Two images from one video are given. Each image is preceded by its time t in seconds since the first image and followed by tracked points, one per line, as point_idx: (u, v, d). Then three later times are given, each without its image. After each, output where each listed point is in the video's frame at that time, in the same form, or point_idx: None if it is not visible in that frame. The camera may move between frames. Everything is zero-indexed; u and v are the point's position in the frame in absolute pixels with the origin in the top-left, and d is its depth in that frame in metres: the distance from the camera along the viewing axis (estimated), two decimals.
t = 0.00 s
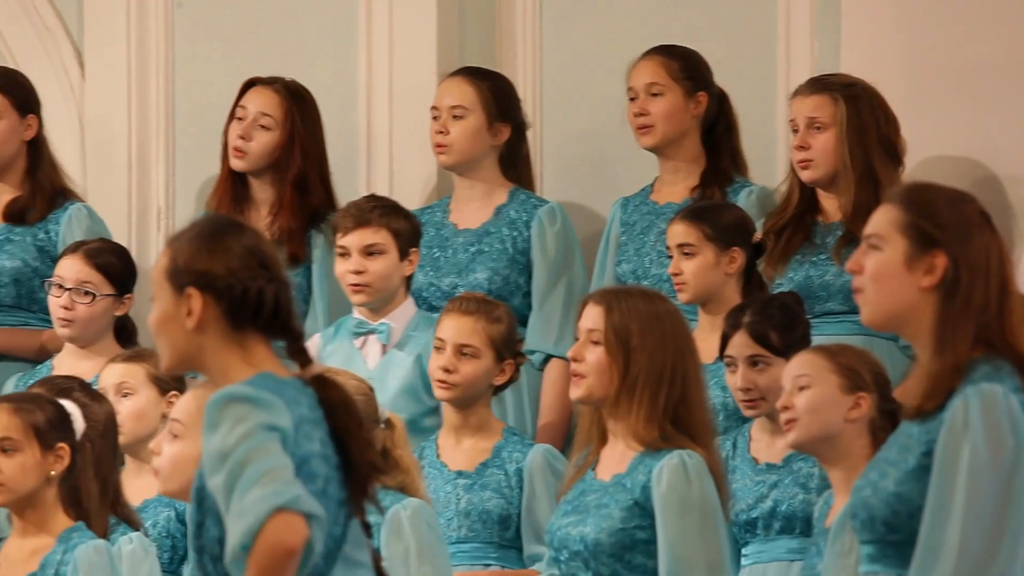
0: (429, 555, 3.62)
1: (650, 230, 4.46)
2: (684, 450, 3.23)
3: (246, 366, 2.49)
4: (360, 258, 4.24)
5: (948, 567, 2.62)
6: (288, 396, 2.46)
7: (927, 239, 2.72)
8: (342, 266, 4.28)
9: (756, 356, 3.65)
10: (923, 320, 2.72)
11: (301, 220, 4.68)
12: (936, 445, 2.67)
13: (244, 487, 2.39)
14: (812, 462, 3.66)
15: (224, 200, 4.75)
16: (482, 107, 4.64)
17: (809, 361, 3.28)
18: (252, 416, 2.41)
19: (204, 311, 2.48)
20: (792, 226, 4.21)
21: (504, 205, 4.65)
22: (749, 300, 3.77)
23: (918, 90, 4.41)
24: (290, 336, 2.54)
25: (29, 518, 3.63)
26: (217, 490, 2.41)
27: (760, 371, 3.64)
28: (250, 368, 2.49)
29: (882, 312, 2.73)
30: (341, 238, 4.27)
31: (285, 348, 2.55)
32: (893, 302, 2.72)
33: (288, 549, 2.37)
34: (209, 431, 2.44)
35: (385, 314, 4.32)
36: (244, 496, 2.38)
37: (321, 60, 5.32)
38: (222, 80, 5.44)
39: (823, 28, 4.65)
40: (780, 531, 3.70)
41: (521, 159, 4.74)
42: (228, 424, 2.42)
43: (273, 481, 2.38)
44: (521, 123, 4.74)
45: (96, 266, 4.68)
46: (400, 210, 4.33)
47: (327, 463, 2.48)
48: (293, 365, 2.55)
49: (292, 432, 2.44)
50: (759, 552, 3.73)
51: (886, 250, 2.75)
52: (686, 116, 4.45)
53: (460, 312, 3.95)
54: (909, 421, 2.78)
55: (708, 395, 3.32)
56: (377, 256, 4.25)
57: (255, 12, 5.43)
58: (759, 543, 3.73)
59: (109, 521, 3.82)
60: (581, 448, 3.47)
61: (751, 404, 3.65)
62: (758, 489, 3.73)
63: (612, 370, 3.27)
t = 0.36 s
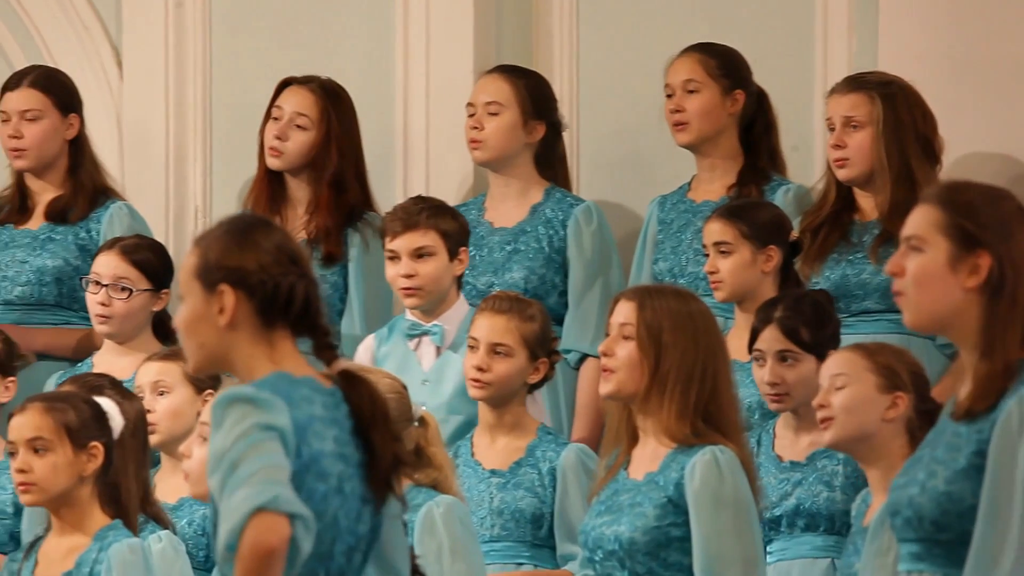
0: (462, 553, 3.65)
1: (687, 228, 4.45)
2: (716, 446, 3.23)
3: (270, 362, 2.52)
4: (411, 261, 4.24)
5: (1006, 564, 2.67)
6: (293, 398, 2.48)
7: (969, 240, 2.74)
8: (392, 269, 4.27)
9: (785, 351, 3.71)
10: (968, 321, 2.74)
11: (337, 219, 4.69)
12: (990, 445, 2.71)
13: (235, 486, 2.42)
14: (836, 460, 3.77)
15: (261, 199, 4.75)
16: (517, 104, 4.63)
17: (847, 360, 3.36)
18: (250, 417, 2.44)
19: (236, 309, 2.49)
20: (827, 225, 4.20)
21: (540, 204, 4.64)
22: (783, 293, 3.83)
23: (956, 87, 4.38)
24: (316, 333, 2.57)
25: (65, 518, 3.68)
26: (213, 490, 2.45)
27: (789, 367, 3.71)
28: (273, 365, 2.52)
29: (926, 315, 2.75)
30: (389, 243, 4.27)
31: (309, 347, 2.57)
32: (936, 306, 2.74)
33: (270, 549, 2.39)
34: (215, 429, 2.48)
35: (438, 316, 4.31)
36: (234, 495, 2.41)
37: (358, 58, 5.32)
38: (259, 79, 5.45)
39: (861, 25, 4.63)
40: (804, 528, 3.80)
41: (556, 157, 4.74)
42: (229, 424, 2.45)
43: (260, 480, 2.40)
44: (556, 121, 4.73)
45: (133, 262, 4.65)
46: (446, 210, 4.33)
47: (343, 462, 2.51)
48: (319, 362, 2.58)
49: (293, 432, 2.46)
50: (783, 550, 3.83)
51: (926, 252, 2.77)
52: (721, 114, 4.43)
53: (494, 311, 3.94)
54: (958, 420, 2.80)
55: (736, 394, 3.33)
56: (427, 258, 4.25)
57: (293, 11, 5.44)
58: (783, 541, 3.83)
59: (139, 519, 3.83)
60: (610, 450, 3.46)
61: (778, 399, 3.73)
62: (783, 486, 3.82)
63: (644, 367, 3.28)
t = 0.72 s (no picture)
0: (494, 550, 3.63)
1: (720, 227, 4.44)
2: (744, 443, 3.22)
3: (294, 362, 2.53)
4: (448, 264, 4.24)
5: None
6: (317, 396, 2.49)
7: (1015, 229, 2.80)
8: (431, 272, 4.28)
9: (809, 349, 3.75)
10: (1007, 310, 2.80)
11: (367, 217, 4.69)
12: None
13: (261, 485, 2.42)
14: (859, 458, 3.81)
15: (291, 199, 4.75)
16: (546, 102, 4.63)
17: (881, 359, 3.36)
18: (274, 415, 2.45)
19: (252, 310, 2.50)
20: (860, 224, 4.18)
21: (569, 202, 4.63)
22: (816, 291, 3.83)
23: (991, 85, 4.37)
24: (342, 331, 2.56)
25: (97, 516, 3.70)
26: (240, 488, 2.46)
27: (814, 365, 3.75)
28: (297, 364, 2.53)
29: (968, 302, 2.80)
30: (428, 245, 4.28)
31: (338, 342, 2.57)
32: (977, 293, 2.80)
33: (296, 545, 2.39)
34: (240, 428, 2.48)
35: (479, 318, 4.30)
36: (260, 493, 2.42)
37: (391, 57, 5.32)
38: (291, 77, 5.46)
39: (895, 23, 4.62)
40: (825, 527, 3.84)
41: (585, 156, 4.74)
42: (254, 422, 2.46)
43: (285, 477, 2.41)
44: (586, 119, 4.72)
45: (166, 261, 4.65)
46: (483, 211, 4.33)
47: (367, 459, 2.52)
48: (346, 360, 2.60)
49: (318, 430, 2.47)
50: (805, 548, 3.87)
51: (971, 238, 2.82)
52: (751, 113, 4.42)
53: (525, 309, 3.94)
54: (997, 412, 2.83)
55: (765, 391, 3.32)
56: (464, 260, 4.25)
57: (327, 10, 5.44)
58: (804, 539, 3.87)
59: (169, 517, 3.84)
60: (639, 450, 3.49)
61: (803, 398, 3.76)
62: (805, 484, 3.86)
63: (668, 365, 3.28)
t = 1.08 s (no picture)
0: (528, 548, 3.64)
1: (753, 225, 4.43)
2: (771, 440, 3.22)
3: (321, 362, 2.52)
4: (481, 265, 4.24)
5: None
6: (343, 394, 2.49)
7: None
8: (465, 273, 4.28)
9: (844, 349, 3.73)
10: None
11: (396, 214, 4.69)
12: None
13: (285, 482, 2.43)
14: (887, 458, 3.79)
15: (321, 197, 4.75)
16: (575, 99, 4.62)
17: (919, 357, 3.34)
18: (300, 412, 2.45)
19: (277, 311, 2.50)
20: (895, 222, 4.17)
21: (598, 199, 4.63)
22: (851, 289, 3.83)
23: None
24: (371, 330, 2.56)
25: (129, 512, 3.72)
26: (266, 485, 2.47)
27: (847, 365, 3.73)
28: (325, 364, 2.52)
29: (1011, 297, 2.80)
30: (462, 247, 4.29)
31: (366, 342, 2.57)
32: (1021, 288, 2.79)
33: (318, 542, 2.39)
34: (268, 426, 2.49)
35: (517, 317, 4.30)
36: (284, 489, 2.43)
37: (424, 56, 5.32)
38: (324, 75, 5.48)
39: (931, 21, 4.64)
40: (852, 526, 3.83)
41: (615, 153, 4.73)
42: (280, 420, 2.47)
43: (308, 474, 2.41)
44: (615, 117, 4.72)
45: (204, 260, 4.63)
46: (517, 210, 4.32)
47: (393, 458, 2.53)
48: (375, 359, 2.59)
49: (344, 428, 2.47)
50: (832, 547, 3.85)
51: (1016, 232, 2.81)
52: (783, 112, 4.40)
53: (557, 307, 3.93)
54: None
55: (791, 386, 3.32)
56: (497, 261, 4.25)
57: (361, 9, 5.44)
58: (831, 539, 3.85)
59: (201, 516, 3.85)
60: (670, 448, 3.50)
61: (836, 397, 3.74)
62: (834, 483, 3.85)
63: (692, 365, 3.28)
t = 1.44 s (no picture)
0: (561, 548, 3.61)
1: (782, 223, 4.41)
2: (797, 439, 3.21)
3: (349, 360, 2.52)
4: (517, 261, 4.24)
5: None
6: (376, 394, 2.50)
7: None
8: (500, 269, 4.28)
9: (874, 349, 3.71)
10: None
11: (425, 213, 4.69)
12: None
13: (321, 482, 2.42)
14: (917, 457, 3.78)
15: (350, 194, 4.75)
16: (602, 99, 4.61)
17: (949, 356, 3.45)
18: (335, 412, 2.45)
19: (308, 307, 2.50)
20: (929, 220, 4.14)
21: (624, 196, 4.63)
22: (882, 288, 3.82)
23: None
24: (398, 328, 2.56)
25: (158, 510, 3.73)
26: (299, 486, 2.46)
27: (879, 364, 3.71)
28: (353, 362, 2.52)
29: None
30: (498, 242, 4.28)
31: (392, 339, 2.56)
32: None
33: (356, 542, 2.39)
34: (299, 427, 2.49)
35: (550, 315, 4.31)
36: (320, 489, 2.42)
37: (455, 53, 5.31)
38: (354, 73, 5.48)
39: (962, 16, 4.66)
40: (883, 525, 3.79)
41: (643, 150, 4.72)
42: (313, 420, 2.47)
43: (345, 474, 2.41)
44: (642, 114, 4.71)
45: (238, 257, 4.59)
46: (555, 208, 4.32)
47: (423, 458, 2.53)
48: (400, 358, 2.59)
49: (377, 428, 2.47)
50: (861, 547, 3.83)
51: None
52: (813, 109, 4.38)
53: (579, 304, 3.92)
54: None
55: (817, 384, 3.31)
56: (533, 257, 4.24)
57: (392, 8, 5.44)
58: (860, 539, 3.82)
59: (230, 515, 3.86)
60: (699, 446, 3.50)
61: (867, 396, 3.73)
62: (862, 482, 3.82)
63: (715, 364, 3.28)
